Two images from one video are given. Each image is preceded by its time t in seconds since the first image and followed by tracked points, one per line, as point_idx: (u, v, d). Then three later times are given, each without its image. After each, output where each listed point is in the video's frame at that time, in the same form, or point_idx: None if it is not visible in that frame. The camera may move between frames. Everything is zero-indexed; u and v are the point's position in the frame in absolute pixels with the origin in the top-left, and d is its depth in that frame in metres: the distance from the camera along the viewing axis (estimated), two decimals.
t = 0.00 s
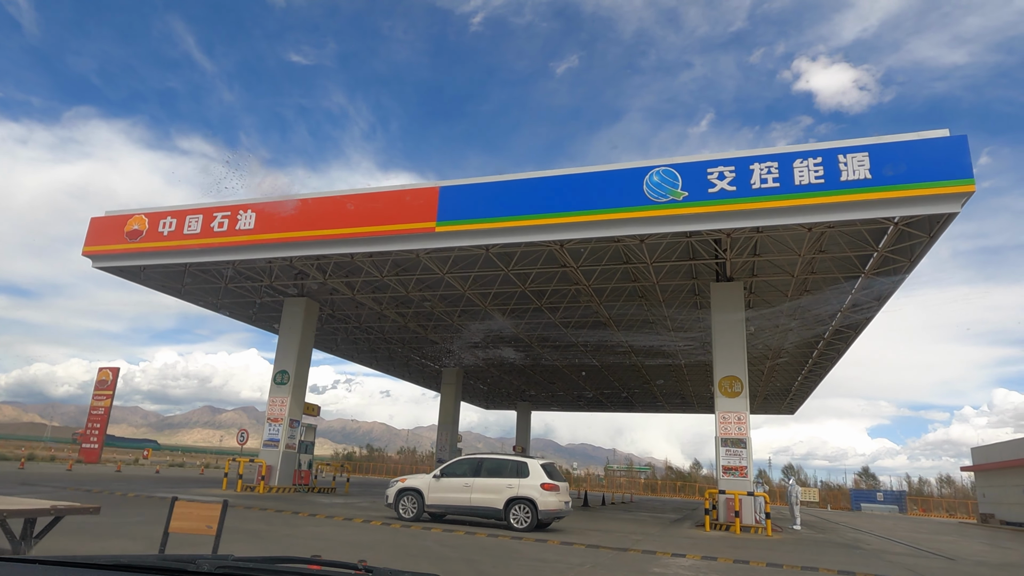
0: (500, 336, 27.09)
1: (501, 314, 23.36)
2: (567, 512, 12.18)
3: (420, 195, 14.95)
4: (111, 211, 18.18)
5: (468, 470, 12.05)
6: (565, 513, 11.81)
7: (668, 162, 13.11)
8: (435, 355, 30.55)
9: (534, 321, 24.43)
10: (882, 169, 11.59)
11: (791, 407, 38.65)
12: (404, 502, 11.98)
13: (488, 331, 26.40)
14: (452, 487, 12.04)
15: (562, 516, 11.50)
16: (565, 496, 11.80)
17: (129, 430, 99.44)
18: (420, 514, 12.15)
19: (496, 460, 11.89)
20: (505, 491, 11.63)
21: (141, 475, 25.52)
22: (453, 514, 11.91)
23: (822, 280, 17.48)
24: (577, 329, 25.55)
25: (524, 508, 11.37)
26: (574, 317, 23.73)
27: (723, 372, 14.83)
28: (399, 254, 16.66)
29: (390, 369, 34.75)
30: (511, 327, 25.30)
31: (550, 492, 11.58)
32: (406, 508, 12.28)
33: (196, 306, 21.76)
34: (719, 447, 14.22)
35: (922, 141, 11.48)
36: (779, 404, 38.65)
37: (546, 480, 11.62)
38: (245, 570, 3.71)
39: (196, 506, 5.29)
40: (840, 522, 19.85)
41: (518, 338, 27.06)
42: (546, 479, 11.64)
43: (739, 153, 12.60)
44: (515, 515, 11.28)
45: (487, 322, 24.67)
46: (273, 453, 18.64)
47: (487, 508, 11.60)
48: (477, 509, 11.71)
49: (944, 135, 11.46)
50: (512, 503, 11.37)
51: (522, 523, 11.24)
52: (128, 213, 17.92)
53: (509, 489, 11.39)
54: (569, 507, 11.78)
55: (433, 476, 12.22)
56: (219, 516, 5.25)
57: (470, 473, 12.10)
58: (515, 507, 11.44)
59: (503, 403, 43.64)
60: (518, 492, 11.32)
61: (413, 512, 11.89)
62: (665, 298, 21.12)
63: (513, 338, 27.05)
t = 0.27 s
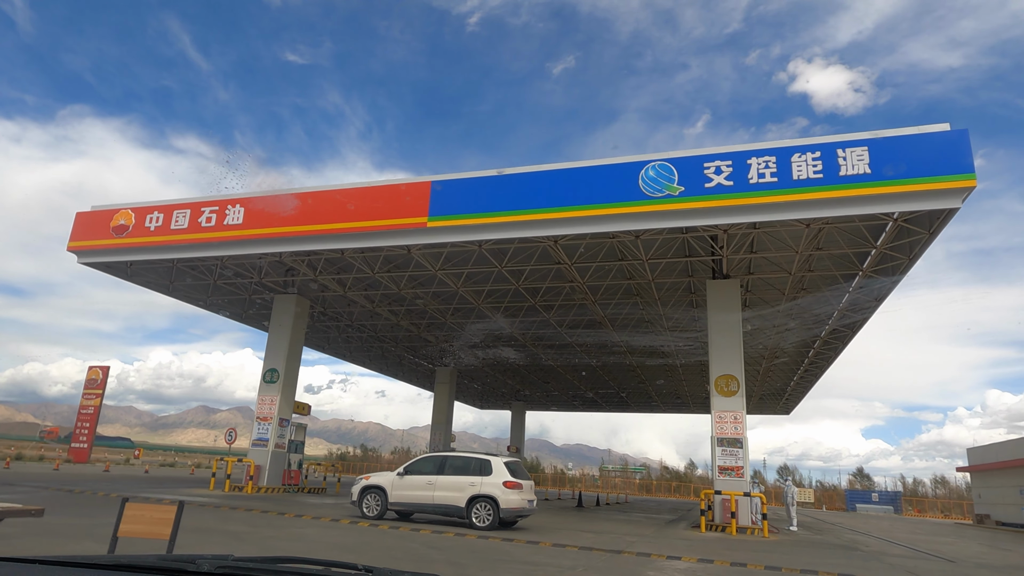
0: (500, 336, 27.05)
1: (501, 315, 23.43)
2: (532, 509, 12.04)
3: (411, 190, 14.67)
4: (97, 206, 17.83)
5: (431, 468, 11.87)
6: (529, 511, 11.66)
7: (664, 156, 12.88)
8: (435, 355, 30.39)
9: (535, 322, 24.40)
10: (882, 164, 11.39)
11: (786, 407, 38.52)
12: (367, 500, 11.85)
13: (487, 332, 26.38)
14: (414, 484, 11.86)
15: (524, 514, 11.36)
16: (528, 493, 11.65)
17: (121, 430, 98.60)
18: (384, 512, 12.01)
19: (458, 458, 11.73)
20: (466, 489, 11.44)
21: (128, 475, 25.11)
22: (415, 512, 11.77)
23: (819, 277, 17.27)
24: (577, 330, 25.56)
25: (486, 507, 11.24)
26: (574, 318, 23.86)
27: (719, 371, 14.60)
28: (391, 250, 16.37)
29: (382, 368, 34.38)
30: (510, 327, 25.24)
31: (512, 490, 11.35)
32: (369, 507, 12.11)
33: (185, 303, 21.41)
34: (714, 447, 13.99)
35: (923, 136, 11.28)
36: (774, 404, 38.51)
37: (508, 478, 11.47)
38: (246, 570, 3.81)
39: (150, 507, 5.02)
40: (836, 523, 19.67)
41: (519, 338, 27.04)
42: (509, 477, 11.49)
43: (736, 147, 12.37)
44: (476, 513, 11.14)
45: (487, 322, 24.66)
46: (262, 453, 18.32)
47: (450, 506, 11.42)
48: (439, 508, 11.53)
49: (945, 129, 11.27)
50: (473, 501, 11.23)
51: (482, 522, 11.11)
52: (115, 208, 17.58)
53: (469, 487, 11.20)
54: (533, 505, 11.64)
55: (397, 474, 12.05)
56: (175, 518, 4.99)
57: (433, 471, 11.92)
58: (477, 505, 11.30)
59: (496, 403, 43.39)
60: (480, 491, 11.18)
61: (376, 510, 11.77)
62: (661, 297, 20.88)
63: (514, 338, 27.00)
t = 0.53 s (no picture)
0: (500, 336, 26.94)
1: (500, 314, 23.39)
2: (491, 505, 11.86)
3: (402, 183, 14.35)
4: (82, 199, 17.44)
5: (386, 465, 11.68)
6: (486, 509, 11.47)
7: (660, 149, 12.60)
8: (434, 355, 30.21)
9: (536, 322, 24.32)
10: (883, 157, 11.13)
11: (781, 407, 38.33)
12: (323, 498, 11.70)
13: (487, 332, 26.31)
14: (370, 482, 11.68)
15: (480, 512, 11.16)
16: (485, 491, 11.45)
17: (114, 428, 97.80)
18: (341, 509, 11.85)
19: (414, 456, 11.53)
20: (420, 487, 11.24)
21: (116, 474, 24.70)
22: (371, 509, 11.61)
23: (817, 274, 16.99)
24: (574, 330, 25.49)
25: (440, 504, 11.05)
26: (571, 318, 23.79)
27: (715, 369, 14.34)
28: (381, 245, 16.04)
29: (374, 367, 34.03)
30: (510, 326, 25.17)
31: (467, 489, 11.14)
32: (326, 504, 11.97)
33: (173, 299, 21.04)
34: (710, 446, 13.72)
35: (924, 128, 11.02)
36: (769, 404, 38.31)
37: (463, 475, 11.26)
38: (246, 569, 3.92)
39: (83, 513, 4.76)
40: (833, 524, 19.45)
41: (519, 338, 27.00)
42: (465, 474, 11.28)
43: (733, 140, 12.10)
44: (431, 511, 10.96)
45: (487, 322, 24.62)
46: (249, 451, 17.97)
47: (403, 504, 11.24)
48: (394, 506, 11.35)
49: (947, 122, 11.01)
50: (427, 499, 11.05)
51: (437, 520, 10.93)
52: (99, 201, 17.19)
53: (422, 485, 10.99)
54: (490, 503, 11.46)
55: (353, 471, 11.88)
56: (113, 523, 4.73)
57: (389, 468, 11.72)
58: (431, 503, 11.12)
59: (490, 402, 43.11)
60: (434, 488, 10.99)
61: (332, 509, 11.61)
62: (657, 295, 20.59)
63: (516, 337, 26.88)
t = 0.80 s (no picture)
0: (500, 336, 26.95)
1: (497, 314, 23.34)
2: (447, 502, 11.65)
3: (391, 176, 14.04)
4: (64, 193, 17.04)
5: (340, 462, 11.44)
6: (441, 506, 11.26)
7: (654, 141, 12.32)
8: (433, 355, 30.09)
9: (535, 322, 24.28)
10: (882, 149, 10.89)
11: (776, 407, 38.15)
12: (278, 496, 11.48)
13: (488, 332, 26.31)
14: (324, 479, 11.45)
15: (434, 509, 10.95)
16: (440, 488, 11.24)
17: (108, 428, 96.85)
18: (295, 507, 11.61)
19: (369, 453, 11.29)
20: (373, 485, 10.99)
21: (102, 474, 24.28)
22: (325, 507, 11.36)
23: (813, 270, 16.71)
24: (569, 329, 25.34)
25: (394, 501, 10.84)
26: (565, 317, 23.65)
27: (711, 367, 14.08)
28: (370, 239, 15.70)
29: (367, 365, 33.67)
30: (509, 326, 25.20)
31: (420, 486, 10.90)
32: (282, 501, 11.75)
33: (159, 296, 20.66)
34: (706, 445, 13.46)
35: (924, 120, 10.78)
36: (764, 404, 38.13)
37: (418, 472, 11.04)
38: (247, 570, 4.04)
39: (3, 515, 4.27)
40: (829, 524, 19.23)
41: (518, 338, 27.01)
42: (420, 471, 11.06)
43: (729, 132, 11.84)
44: (384, 509, 10.72)
45: (488, 322, 24.62)
46: (236, 451, 17.61)
47: (357, 502, 11.01)
48: (348, 504, 11.13)
49: (947, 113, 10.77)
50: (381, 497, 10.81)
51: (390, 517, 10.71)
52: (82, 194, 16.80)
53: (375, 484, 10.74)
54: (445, 500, 11.25)
55: (308, 468, 11.64)
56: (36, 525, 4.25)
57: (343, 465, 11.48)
58: (385, 501, 10.90)
59: (483, 402, 42.82)
60: (387, 487, 10.74)
61: (285, 507, 11.38)
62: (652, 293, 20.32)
63: (514, 337, 26.89)
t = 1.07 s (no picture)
0: (499, 336, 26.84)
1: (496, 314, 23.32)
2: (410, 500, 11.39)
3: (383, 170, 13.78)
4: (50, 187, 16.73)
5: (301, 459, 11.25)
6: (403, 504, 11.01)
7: (650, 134, 12.08)
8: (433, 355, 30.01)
9: (533, 322, 24.12)
10: (882, 142, 10.67)
11: (773, 406, 37.97)
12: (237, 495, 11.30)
13: (487, 331, 26.16)
14: (285, 477, 11.26)
15: (393, 507, 10.70)
16: (400, 485, 10.98)
17: (103, 428, 96.17)
18: (256, 505, 11.41)
19: (329, 450, 11.08)
20: (331, 482, 10.77)
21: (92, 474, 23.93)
22: (286, 505, 11.17)
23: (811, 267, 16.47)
24: (565, 329, 25.15)
25: (352, 499, 10.62)
26: (560, 317, 23.46)
27: (708, 364, 13.85)
28: (361, 235, 15.41)
29: (361, 364, 33.38)
30: (507, 327, 25.07)
31: (380, 484, 10.65)
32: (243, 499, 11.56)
33: (149, 293, 20.37)
34: (702, 444, 13.23)
35: (926, 112, 10.57)
36: (761, 403, 37.95)
37: (378, 470, 10.77)
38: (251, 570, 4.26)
39: None
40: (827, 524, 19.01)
41: (518, 339, 26.84)
42: (379, 468, 10.82)
43: (727, 124, 11.61)
44: (342, 506, 10.49)
45: (489, 322, 24.54)
46: (225, 450, 17.32)
47: (315, 500, 10.81)
48: (307, 501, 10.94)
49: (949, 105, 10.56)
50: (339, 494, 10.59)
51: (348, 515, 10.51)
52: (68, 189, 16.49)
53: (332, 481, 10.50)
54: (406, 498, 11.00)
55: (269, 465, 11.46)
56: None
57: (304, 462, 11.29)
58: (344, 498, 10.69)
59: (479, 401, 42.58)
60: (345, 484, 10.51)
61: (244, 505, 11.18)
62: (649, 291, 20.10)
63: (513, 337, 26.73)
